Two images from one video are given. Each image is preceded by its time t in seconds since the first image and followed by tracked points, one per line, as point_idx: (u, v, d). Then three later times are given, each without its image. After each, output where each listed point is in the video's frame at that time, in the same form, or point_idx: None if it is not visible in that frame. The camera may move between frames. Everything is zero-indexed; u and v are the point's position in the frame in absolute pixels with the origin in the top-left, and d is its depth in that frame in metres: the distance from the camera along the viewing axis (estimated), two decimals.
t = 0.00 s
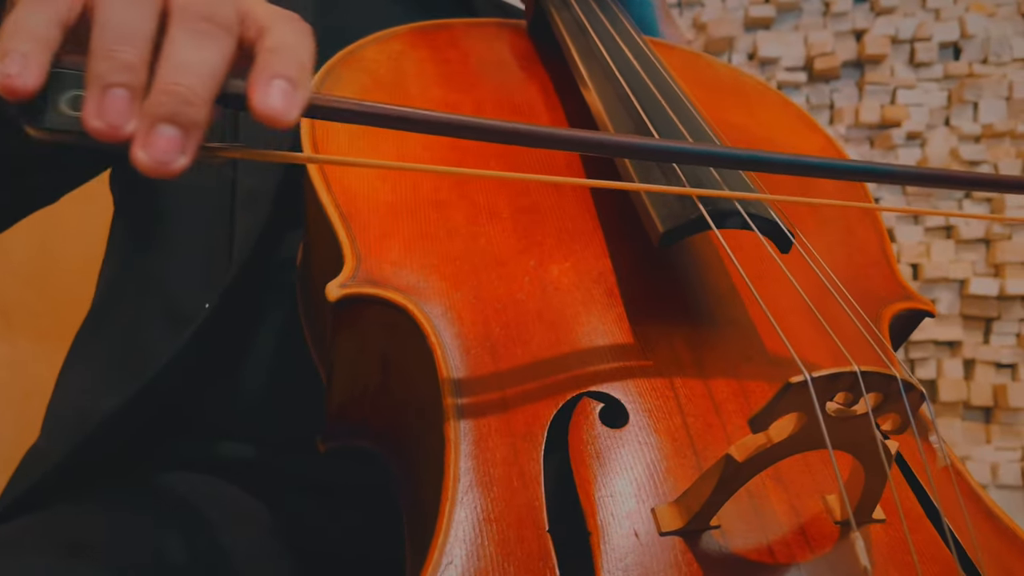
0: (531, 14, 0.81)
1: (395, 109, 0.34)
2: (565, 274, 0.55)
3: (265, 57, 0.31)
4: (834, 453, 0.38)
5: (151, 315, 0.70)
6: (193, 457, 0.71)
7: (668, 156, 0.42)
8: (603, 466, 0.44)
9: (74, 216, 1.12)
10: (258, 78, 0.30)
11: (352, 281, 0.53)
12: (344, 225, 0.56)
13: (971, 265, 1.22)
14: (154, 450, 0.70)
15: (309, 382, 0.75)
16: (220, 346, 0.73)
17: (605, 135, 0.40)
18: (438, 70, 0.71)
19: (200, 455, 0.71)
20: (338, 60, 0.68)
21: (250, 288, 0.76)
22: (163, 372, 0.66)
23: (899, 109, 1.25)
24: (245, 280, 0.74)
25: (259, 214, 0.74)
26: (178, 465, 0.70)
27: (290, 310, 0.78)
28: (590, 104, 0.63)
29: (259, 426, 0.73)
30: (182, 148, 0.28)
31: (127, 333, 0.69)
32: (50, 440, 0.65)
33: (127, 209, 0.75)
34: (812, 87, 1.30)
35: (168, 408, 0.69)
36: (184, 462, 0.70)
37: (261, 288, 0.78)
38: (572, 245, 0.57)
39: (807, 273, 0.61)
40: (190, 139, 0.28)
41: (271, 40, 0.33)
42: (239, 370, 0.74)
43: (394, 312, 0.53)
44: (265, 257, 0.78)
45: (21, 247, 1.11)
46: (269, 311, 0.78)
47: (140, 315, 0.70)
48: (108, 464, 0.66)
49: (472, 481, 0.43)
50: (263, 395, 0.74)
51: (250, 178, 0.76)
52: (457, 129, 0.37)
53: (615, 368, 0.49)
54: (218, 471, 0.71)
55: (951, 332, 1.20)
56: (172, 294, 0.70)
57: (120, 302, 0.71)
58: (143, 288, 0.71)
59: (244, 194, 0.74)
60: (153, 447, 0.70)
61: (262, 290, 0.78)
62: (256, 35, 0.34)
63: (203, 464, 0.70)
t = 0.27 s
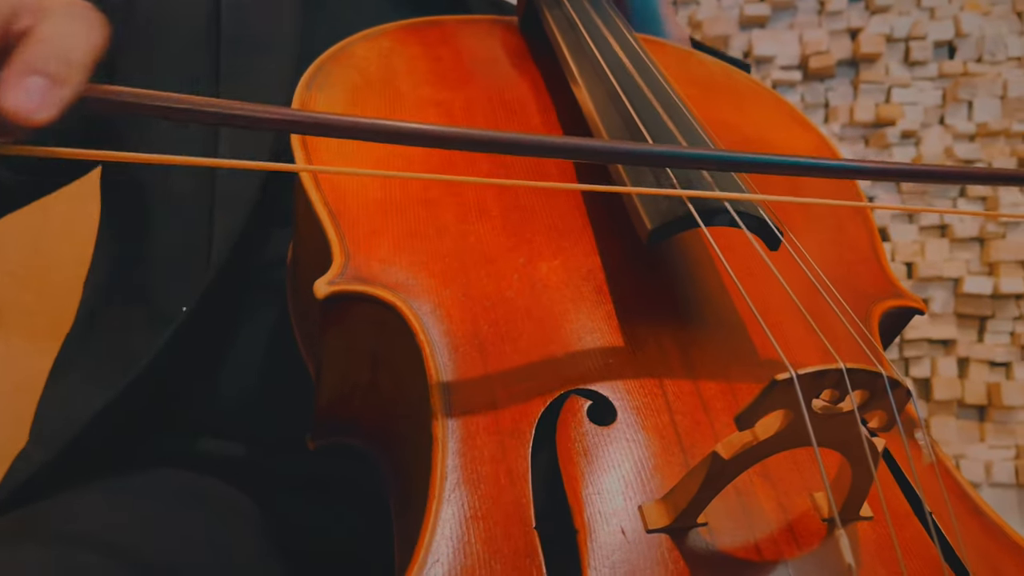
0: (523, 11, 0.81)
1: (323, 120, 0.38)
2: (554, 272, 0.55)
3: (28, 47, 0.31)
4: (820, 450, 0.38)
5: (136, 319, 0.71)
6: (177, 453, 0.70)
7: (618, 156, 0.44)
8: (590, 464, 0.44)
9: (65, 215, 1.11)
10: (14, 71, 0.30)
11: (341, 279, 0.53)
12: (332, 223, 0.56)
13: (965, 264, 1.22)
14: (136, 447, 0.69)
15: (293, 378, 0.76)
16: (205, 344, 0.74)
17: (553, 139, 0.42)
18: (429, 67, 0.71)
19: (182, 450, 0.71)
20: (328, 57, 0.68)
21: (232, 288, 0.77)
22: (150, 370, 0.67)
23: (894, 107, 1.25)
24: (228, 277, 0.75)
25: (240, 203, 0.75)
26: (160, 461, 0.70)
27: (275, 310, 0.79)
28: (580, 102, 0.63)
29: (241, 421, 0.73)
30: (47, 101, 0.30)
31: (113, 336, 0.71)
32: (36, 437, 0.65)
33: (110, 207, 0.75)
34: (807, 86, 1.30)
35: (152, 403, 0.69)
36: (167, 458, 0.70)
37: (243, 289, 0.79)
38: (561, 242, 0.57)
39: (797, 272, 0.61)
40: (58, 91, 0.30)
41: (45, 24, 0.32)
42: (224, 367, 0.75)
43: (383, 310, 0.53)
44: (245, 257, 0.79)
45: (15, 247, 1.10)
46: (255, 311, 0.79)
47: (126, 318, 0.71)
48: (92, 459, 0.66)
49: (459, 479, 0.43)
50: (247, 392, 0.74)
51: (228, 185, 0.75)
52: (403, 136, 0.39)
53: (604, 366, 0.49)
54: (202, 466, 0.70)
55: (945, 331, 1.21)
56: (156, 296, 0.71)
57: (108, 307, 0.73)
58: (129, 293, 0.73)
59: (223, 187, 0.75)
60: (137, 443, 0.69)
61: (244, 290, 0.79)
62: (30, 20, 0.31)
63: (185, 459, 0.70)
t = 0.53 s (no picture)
0: (518, 6, 0.81)
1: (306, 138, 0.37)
2: (548, 267, 0.55)
3: None
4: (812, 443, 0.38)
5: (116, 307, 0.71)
6: (152, 447, 0.70)
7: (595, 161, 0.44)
8: (584, 458, 0.44)
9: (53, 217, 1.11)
10: None
11: (334, 273, 0.53)
12: (326, 219, 0.56)
13: (961, 262, 1.22)
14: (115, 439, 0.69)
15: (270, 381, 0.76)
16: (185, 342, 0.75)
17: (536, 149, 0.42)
18: (423, 62, 0.71)
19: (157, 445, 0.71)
20: (322, 52, 0.68)
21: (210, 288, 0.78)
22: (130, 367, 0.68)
23: (890, 105, 1.26)
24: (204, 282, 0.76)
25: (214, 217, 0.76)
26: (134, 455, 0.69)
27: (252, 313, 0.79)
28: (574, 97, 0.63)
29: (218, 420, 0.74)
30: None
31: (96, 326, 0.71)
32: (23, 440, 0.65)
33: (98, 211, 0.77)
34: (804, 83, 1.30)
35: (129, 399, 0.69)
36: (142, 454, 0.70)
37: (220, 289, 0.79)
38: (554, 237, 0.57)
39: (790, 267, 0.61)
40: None
41: None
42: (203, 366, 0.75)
43: (376, 304, 0.53)
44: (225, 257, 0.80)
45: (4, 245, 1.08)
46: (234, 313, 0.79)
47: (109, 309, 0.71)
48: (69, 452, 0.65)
49: (451, 472, 0.43)
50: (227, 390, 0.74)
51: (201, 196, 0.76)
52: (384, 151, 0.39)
53: (598, 362, 0.49)
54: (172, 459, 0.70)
55: (941, 328, 1.21)
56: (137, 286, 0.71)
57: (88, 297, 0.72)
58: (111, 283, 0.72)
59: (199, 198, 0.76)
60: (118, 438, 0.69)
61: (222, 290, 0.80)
62: None
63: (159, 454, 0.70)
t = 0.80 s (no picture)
0: (514, 4, 0.81)
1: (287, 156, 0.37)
2: (543, 265, 0.55)
3: None
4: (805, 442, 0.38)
5: (95, 307, 0.71)
6: (128, 444, 0.70)
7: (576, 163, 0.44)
8: (580, 458, 0.44)
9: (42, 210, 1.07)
10: None
11: (328, 272, 0.53)
12: (321, 217, 0.56)
13: (958, 261, 1.22)
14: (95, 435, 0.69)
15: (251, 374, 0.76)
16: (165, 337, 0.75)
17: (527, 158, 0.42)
18: (419, 61, 0.71)
19: (133, 441, 0.70)
20: (318, 50, 0.68)
21: (191, 280, 0.77)
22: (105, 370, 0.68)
23: (887, 104, 1.26)
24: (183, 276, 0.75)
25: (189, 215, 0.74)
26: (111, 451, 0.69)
27: (233, 304, 0.78)
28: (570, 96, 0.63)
29: (197, 417, 0.74)
30: None
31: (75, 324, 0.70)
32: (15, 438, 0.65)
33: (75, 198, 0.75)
34: (801, 82, 1.30)
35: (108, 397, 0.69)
36: (118, 449, 0.69)
37: (202, 280, 0.78)
38: (549, 236, 0.57)
39: (786, 265, 0.61)
40: None
41: None
42: (182, 359, 0.75)
43: (371, 303, 0.53)
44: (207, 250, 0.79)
45: None
46: (215, 302, 0.78)
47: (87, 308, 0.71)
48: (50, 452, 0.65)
49: (445, 472, 0.43)
50: (208, 387, 0.74)
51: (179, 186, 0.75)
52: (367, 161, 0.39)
53: (593, 361, 0.49)
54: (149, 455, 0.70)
55: (937, 328, 1.21)
56: (116, 287, 0.71)
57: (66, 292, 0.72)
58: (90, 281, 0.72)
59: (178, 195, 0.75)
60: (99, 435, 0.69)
61: (205, 282, 0.78)
62: None
63: (135, 450, 0.70)
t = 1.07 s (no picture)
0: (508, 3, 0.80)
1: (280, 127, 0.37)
2: (535, 264, 0.54)
3: None
4: (794, 442, 0.38)
5: (77, 305, 0.69)
6: (115, 446, 0.70)
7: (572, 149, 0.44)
8: (571, 457, 0.44)
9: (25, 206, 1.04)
10: None
11: (320, 268, 0.52)
12: (313, 214, 0.55)
13: (951, 260, 1.22)
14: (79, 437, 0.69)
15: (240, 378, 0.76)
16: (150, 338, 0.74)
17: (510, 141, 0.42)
18: (412, 59, 0.70)
19: (121, 442, 0.70)
20: (311, 48, 0.68)
21: (178, 282, 0.77)
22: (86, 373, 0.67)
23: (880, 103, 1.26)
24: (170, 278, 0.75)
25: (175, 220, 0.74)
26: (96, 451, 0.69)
27: (220, 307, 0.78)
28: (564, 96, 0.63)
29: (182, 418, 0.74)
30: None
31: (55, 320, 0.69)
32: None
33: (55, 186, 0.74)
34: (795, 82, 1.30)
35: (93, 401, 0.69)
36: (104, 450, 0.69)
37: (190, 281, 0.78)
38: (541, 234, 0.57)
39: (778, 264, 0.61)
40: None
41: None
42: (170, 364, 0.75)
43: (362, 300, 0.52)
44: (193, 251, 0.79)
45: None
46: (202, 305, 0.78)
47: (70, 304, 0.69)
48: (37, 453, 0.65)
49: (435, 470, 0.43)
50: (192, 392, 0.74)
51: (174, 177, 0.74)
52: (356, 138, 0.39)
53: (585, 360, 0.49)
54: (136, 455, 0.70)
55: (930, 327, 1.21)
56: (100, 286, 0.70)
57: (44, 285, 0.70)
58: (71, 275, 0.70)
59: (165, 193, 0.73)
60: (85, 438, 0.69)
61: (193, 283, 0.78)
62: None
63: (122, 450, 0.70)
